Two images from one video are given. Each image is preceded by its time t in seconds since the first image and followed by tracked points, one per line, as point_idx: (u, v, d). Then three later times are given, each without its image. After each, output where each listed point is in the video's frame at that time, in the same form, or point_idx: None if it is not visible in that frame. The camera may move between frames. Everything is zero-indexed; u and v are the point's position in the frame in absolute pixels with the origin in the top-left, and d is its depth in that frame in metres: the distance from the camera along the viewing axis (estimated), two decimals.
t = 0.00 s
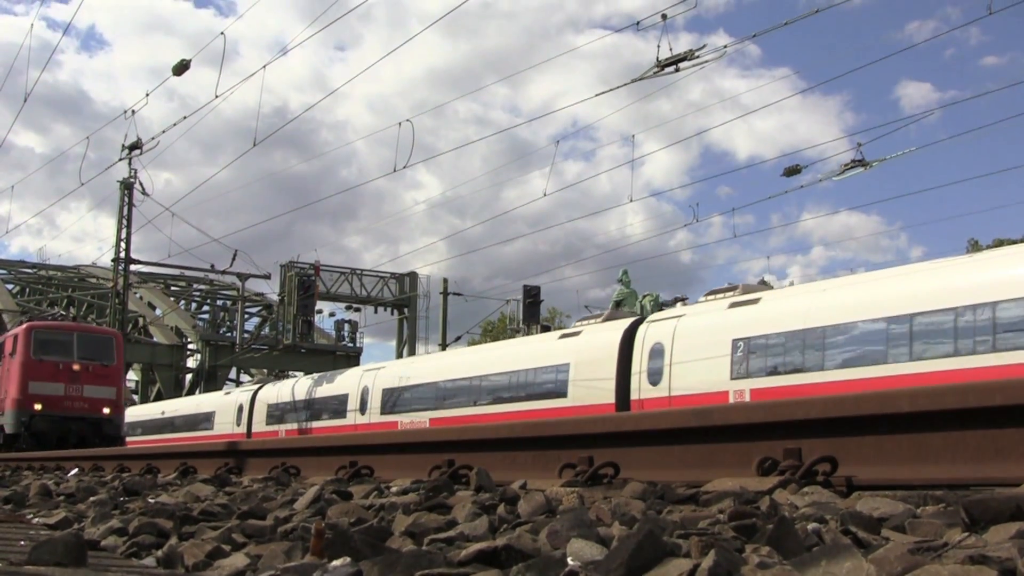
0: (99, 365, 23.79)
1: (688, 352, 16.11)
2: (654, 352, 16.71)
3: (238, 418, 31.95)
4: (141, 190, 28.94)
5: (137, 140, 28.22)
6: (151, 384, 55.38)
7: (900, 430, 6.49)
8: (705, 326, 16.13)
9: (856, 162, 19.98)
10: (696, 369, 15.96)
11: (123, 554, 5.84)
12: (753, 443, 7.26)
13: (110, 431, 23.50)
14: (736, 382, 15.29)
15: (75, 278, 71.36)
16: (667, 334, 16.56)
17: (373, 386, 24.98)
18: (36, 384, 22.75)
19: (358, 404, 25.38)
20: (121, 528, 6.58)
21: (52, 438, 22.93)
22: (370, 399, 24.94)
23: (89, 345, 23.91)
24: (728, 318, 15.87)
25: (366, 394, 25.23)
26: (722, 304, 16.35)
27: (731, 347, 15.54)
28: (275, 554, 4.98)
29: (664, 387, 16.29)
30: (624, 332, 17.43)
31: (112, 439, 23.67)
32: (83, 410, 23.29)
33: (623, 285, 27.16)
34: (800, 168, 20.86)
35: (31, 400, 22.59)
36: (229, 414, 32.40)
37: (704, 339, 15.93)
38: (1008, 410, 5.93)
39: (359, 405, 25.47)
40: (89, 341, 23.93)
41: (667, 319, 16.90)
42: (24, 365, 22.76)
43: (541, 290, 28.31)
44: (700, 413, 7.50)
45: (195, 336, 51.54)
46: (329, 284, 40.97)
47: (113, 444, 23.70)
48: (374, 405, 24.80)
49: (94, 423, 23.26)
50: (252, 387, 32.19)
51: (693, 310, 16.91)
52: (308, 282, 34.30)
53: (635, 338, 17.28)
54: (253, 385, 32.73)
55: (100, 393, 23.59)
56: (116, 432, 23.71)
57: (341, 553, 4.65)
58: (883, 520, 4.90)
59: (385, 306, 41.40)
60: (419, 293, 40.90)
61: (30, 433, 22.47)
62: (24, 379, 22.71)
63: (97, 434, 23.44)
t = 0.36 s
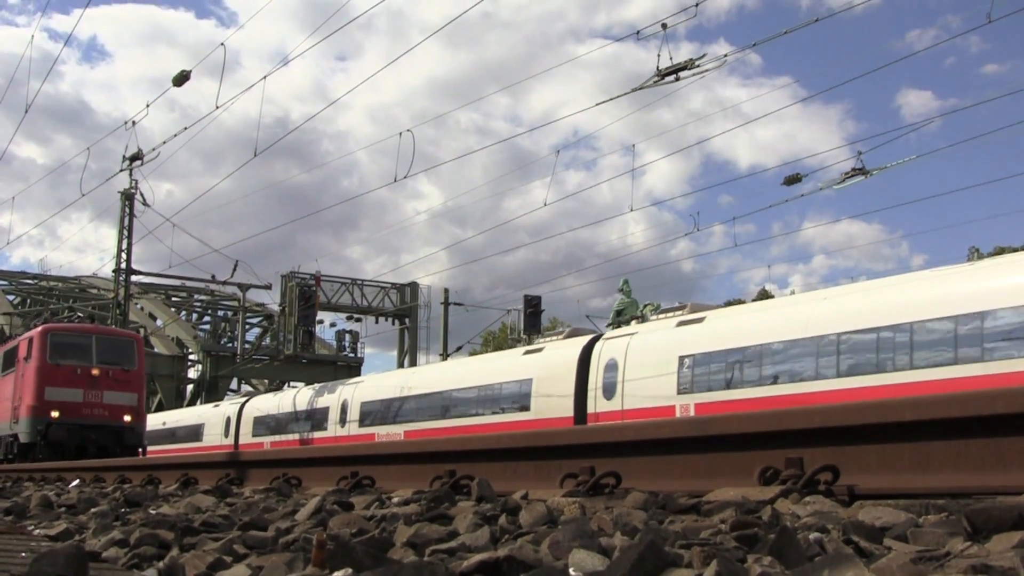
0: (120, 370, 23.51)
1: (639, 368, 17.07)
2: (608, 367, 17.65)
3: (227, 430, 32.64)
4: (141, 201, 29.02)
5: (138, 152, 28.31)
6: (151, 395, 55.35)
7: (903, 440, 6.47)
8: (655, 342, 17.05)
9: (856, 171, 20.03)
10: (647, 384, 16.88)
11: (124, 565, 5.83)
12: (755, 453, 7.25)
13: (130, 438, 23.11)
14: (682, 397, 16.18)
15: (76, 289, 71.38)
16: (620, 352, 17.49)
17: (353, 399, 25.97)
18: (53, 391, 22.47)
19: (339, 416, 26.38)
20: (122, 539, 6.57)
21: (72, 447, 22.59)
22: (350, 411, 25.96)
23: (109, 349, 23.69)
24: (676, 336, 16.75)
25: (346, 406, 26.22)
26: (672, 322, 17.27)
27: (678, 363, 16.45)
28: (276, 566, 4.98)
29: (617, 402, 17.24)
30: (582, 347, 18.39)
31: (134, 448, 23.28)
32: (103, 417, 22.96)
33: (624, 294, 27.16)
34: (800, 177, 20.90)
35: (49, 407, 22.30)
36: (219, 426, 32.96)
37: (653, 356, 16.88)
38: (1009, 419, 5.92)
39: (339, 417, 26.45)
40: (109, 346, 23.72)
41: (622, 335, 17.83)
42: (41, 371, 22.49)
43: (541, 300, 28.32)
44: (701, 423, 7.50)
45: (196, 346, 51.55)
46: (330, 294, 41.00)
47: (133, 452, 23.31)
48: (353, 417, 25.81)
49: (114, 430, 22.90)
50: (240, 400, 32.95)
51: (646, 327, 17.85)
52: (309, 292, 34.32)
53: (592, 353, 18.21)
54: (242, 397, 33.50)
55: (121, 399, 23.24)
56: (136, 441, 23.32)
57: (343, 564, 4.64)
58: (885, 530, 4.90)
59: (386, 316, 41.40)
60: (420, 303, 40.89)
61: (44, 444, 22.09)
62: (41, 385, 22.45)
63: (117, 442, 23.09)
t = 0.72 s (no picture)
0: (142, 372, 23.00)
1: (593, 384, 18.21)
2: (567, 383, 18.82)
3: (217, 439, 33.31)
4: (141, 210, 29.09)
5: (138, 161, 28.36)
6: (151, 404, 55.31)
7: (903, 448, 6.46)
8: (609, 359, 18.19)
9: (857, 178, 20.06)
10: (601, 398, 17.98)
11: (126, 574, 5.83)
12: (756, 461, 7.24)
13: (153, 444, 22.59)
14: (633, 411, 17.25)
15: (76, 298, 71.35)
16: (578, 367, 18.70)
17: (330, 412, 27.14)
18: (72, 394, 22.00)
19: (316, 427, 27.50)
20: (123, 548, 6.56)
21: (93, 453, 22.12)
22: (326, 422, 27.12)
23: (131, 350, 23.22)
24: (626, 352, 17.83)
25: (323, 418, 27.36)
26: (626, 339, 18.42)
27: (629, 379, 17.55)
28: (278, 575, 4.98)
29: (574, 415, 18.42)
30: (542, 364, 19.65)
31: (157, 454, 22.78)
32: (124, 422, 22.46)
33: (624, 302, 27.16)
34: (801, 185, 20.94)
35: (67, 411, 21.85)
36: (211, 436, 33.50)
37: (607, 372, 18.01)
38: (1010, 427, 5.90)
39: (316, 429, 27.56)
40: (130, 346, 23.24)
41: (580, 352, 19.03)
42: (59, 373, 22.03)
43: (542, 308, 28.33)
44: (702, 432, 7.49)
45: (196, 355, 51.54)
46: (330, 303, 41.03)
47: (157, 458, 22.84)
48: (328, 429, 26.97)
49: (135, 435, 22.41)
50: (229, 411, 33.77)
51: (603, 345, 19.03)
52: (309, 300, 34.35)
53: (553, 369, 19.41)
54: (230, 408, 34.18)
55: (143, 402, 22.74)
56: (159, 447, 22.80)
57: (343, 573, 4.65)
58: (887, 538, 4.89)
59: (386, 325, 41.40)
60: (420, 312, 40.88)
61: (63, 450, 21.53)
62: (60, 388, 21.98)
63: (139, 447, 22.58)
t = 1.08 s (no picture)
0: (168, 375, 22.19)
1: (553, 400, 19.26)
2: (529, 400, 19.88)
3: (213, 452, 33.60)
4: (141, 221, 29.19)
5: (139, 172, 28.46)
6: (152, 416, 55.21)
7: (905, 457, 6.46)
8: (567, 376, 19.23)
9: (857, 188, 20.12)
10: (562, 414, 19.02)
11: None
12: (757, 471, 7.24)
13: (181, 452, 21.66)
14: (590, 426, 18.23)
15: (77, 308, 71.28)
16: (540, 384, 19.76)
17: (310, 426, 28.16)
18: (95, 398, 21.17)
19: (297, 441, 28.48)
20: (124, 560, 6.55)
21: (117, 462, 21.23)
22: (307, 436, 28.11)
23: (156, 352, 22.41)
24: (610, 365, 18.18)
25: (303, 432, 28.34)
26: (583, 357, 19.45)
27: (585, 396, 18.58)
28: None
29: (536, 429, 19.49)
30: (508, 380, 20.71)
31: (185, 462, 21.84)
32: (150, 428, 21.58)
33: (624, 312, 27.16)
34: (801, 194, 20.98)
35: (88, 417, 20.99)
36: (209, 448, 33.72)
37: (565, 389, 19.06)
38: (1011, 435, 5.90)
39: (297, 442, 28.54)
40: (155, 348, 22.44)
41: (542, 369, 20.08)
42: (82, 375, 21.22)
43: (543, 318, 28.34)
44: (703, 442, 7.49)
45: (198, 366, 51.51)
46: (331, 313, 41.05)
47: (186, 468, 21.87)
48: (308, 443, 27.98)
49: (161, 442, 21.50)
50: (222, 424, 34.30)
51: (564, 361, 20.06)
52: (310, 310, 34.39)
53: (518, 386, 20.48)
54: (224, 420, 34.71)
55: (169, 406, 21.88)
56: (189, 455, 21.86)
57: None
58: (889, 548, 4.88)
59: (387, 335, 41.39)
60: (421, 322, 40.85)
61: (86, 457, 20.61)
62: (82, 392, 21.16)
63: (167, 456, 21.66)
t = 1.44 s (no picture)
0: (199, 379, 21.89)
1: (517, 417, 20.24)
2: (496, 418, 20.86)
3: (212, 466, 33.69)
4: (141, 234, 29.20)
5: (139, 186, 28.51)
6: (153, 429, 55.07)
7: (907, 469, 6.45)
8: (529, 396, 20.25)
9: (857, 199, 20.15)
10: (524, 430, 19.98)
11: None
12: (758, 483, 7.24)
13: (213, 460, 21.38)
14: (550, 442, 19.15)
15: (77, 322, 71.13)
16: (505, 403, 20.76)
17: (295, 441, 29.01)
18: (123, 404, 20.79)
19: (282, 456, 29.26)
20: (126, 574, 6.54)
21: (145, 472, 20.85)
22: (293, 451, 28.91)
23: (186, 355, 22.08)
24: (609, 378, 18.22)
25: (289, 447, 29.15)
26: (545, 377, 20.43)
27: (546, 415, 19.57)
28: None
29: (501, 445, 20.45)
30: (475, 399, 21.70)
31: (217, 471, 21.55)
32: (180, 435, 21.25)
33: (625, 324, 27.15)
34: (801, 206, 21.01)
35: (116, 424, 20.59)
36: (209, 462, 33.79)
37: (527, 408, 20.08)
38: (1012, 446, 5.89)
39: (283, 457, 29.32)
40: (184, 351, 22.11)
41: (507, 389, 21.09)
42: (110, 380, 20.85)
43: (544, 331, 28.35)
44: (704, 455, 7.48)
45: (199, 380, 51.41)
46: (331, 326, 41.06)
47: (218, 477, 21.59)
48: (293, 457, 28.76)
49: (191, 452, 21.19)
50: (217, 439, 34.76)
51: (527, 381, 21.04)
52: (310, 323, 34.39)
53: (484, 405, 21.48)
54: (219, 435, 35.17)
55: (200, 413, 21.56)
56: (221, 464, 21.59)
57: None
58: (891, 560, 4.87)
59: (387, 348, 41.38)
60: (422, 335, 40.82)
61: (115, 467, 20.30)
62: (109, 398, 20.77)
63: (198, 465, 21.35)
